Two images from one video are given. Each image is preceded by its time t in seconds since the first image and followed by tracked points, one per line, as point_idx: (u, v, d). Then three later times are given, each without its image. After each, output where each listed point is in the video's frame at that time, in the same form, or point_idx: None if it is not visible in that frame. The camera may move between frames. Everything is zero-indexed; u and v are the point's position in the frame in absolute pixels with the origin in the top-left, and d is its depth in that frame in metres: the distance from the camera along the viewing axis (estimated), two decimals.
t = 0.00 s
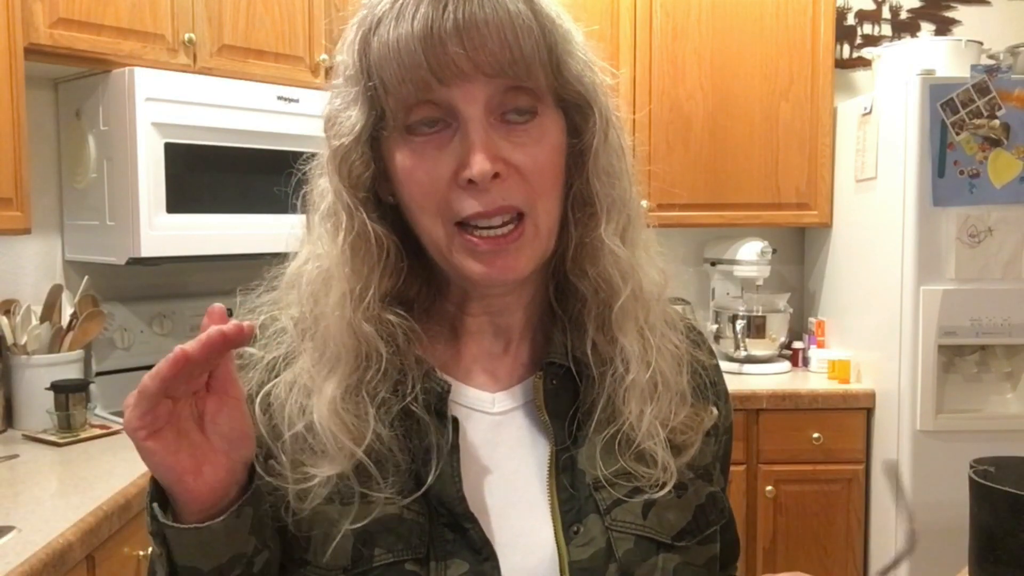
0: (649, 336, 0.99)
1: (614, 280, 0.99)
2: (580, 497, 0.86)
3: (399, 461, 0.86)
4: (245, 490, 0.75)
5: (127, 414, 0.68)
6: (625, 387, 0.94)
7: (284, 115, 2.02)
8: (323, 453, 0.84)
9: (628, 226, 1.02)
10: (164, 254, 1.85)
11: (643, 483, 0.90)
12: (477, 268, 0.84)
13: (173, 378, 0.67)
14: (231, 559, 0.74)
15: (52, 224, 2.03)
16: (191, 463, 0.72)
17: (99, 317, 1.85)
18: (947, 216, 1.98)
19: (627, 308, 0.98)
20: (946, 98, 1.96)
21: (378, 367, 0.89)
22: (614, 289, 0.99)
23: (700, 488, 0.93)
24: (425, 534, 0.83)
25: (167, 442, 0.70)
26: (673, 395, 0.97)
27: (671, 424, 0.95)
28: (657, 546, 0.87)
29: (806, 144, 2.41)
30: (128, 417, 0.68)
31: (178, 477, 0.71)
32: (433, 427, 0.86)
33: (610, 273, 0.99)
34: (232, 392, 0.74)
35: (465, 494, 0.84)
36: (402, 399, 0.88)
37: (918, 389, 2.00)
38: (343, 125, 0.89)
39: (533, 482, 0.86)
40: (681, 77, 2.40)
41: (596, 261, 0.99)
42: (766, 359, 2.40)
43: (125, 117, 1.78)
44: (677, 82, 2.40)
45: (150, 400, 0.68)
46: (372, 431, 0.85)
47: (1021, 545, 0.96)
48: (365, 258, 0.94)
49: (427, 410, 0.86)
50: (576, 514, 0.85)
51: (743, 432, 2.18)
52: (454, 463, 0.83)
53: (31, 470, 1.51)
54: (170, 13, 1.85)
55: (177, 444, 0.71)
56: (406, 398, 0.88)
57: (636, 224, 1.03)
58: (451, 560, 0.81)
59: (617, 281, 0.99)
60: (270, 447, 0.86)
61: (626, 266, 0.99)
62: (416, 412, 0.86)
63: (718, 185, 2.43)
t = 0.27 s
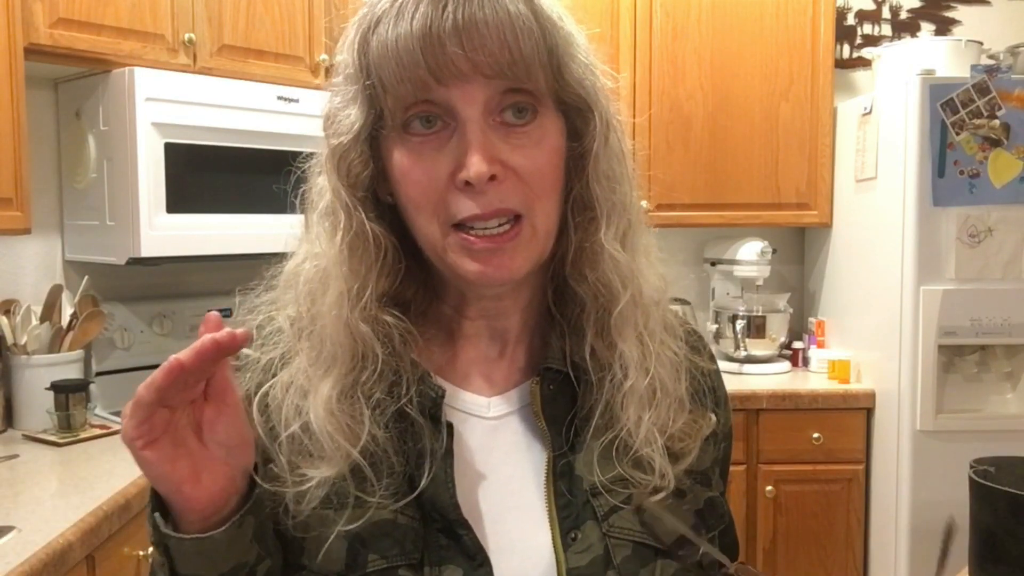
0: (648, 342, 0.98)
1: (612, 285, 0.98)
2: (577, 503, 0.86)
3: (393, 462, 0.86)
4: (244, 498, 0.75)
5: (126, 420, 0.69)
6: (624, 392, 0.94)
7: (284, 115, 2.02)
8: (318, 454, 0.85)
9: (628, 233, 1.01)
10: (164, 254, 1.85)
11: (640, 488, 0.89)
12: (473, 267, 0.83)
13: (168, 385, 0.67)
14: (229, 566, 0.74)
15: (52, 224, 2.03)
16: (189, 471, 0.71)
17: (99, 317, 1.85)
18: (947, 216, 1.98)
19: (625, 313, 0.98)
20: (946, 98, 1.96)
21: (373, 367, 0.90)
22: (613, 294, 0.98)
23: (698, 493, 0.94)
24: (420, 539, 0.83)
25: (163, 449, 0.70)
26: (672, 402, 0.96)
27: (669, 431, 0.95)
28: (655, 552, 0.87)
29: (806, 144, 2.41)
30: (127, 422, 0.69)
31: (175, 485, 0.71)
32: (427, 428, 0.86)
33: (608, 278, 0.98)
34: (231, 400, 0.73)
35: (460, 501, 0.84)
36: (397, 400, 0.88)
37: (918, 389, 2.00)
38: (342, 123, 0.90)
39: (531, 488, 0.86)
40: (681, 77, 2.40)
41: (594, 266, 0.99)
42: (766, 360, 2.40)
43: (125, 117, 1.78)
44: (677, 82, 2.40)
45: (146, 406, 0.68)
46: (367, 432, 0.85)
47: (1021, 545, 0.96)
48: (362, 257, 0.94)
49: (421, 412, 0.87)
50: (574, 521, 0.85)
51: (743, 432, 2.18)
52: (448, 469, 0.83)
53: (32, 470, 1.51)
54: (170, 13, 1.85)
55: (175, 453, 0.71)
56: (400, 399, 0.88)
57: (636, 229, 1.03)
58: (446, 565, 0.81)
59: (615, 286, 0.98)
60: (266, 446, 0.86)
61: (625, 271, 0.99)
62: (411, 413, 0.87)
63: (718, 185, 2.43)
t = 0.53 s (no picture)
0: (637, 340, 0.99)
1: (599, 283, 0.98)
2: (568, 502, 0.86)
3: (386, 454, 0.86)
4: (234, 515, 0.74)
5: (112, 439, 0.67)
6: (611, 390, 0.94)
7: (284, 115, 2.02)
8: (311, 446, 0.85)
9: (618, 231, 1.01)
10: (164, 254, 1.85)
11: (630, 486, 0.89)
12: (460, 259, 0.83)
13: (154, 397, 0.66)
14: None
15: (53, 224, 2.03)
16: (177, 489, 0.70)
17: (99, 317, 1.85)
18: (947, 216, 1.98)
19: (610, 311, 0.98)
20: (946, 98, 1.96)
21: (364, 359, 0.90)
22: (600, 292, 0.98)
23: (689, 492, 0.94)
24: (411, 537, 0.82)
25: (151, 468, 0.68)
26: (661, 401, 0.96)
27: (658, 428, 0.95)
28: (647, 551, 0.87)
29: (806, 144, 2.41)
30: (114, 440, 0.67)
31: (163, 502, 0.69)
32: (419, 420, 0.86)
33: (596, 276, 0.98)
34: (224, 415, 0.71)
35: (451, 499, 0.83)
36: (389, 392, 0.88)
37: (918, 389, 2.00)
38: (331, 115, 0.90)
39: (521, 485, 0.86)
40: (680, 77, 2.40)
41: (581, 262, 0.99)
42: (766, 359, 2.40)
43: (125, 117, 1.78)
44: (677, 81, 2.40)
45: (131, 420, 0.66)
46: (360, 423, 0.86)
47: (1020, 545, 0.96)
48: (352, 249, 0.94)
49: (413, 404, 0.87)
50: (566, 519, 0.85)
51: (743, 432, 2.18)
52: (440, 466, 0.83)
53: (32, 470, 1.51)
54: (170, 13, 1.85)
55: (162, 468, 0.69)
56: (392, 390, 0.88)
57: (625, 225, 1.02)
58: (438, 563, 0.81)
59: (602, 283, 0.99)
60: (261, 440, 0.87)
61: (613, 267, 0.99)
62: (403, 405, 0.87)
63: (717, 185, 2.43)
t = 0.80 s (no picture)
0: (640, 343, 0.99)
1: (602, 285, 0.98)
2: (573, 502, 0.86)
3: (395, 453, 0.86)
4: None
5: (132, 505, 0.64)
6: (615, 393, 0.94)
7: (284, 115, 2.02)
8: (322, 447, 0.85)
9: (624, 239, 1.01)
10: (164, 254, 1.85)
11: (633, 487, 0.89)
12: (461, 265, 0.83)
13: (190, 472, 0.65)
14: None
15: (52, 224, 2.03)
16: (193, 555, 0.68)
17: (99, 317, 1.85)
18: (947, 216, 1.98)
19: (614, 314, 0.98)
20: (946, 98, 1.96)
21: (372, 360, 0.90)
22: (603, 295, 0.98)
23: (692, 491, 0.94)
24: (416, 537, 0.82)
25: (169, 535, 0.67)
26: (664, 403, 0.96)
27: (661, 431, 0.95)
28: (651, 551, 0.87)
29: (806, 144, 2.41)
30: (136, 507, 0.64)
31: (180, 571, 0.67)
32: (426, 421, 0.86)
33: (598, 279, 0.98)
34: (254, 491, 0.70)
35: (456, 499, 0.83)
36: (396, 392, 0.88)
37: (918, 389, 2.00)
38: (336, 120, 0.90)
39: (526, 485, 0.86)
40: (681, 77, 2.40)
41: (584, 266, 0.98)
42: (766, 360, 2.40)
43: (125, 117, 1.78)
44: (677, 82, 2.40)
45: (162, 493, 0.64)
46: (368, 424, 0.86)
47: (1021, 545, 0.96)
48: (357, 251, 0.94)
49: (420, 404, 0.87)
50: (571, 519, 0.85)
51: (743, 432, 2.18)
52: (446, 466, 0.83)
53: (32, 470, 1.51)
54: (170, 13, 1.85)
55: (179, 544, 0.67)
56: (399, 391, 0.88)
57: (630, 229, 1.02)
58: (443, 564, 0.81)
59: (606, 287, 0.98)
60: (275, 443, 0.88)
61: (616, 273, 0.99)
62: (410, 405, 0.87)
63: (718, 185, 2.43)
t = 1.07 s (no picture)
0: (641, 343, 0.99)
1: (602, 285, 0.98)
2: (576, 502, 0.86)
3: (395, 449, 0.86)
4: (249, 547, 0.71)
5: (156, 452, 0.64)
6: (615, 394, 0.94)
7: (284, 115, 2.02)
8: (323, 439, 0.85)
9: (626, 235, 1.01)
10: (164, 254, 1.85)
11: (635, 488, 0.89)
12: (462, 262, 0.84)
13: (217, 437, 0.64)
14: None
15: (52, 224, 2.03)
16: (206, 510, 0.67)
17: (99, 317, 1.85)
18: (947, 216, 1.98)
19: (615, 316, 0.98)
20: (946, 98, 1.96)
21: (374, 355, 0.90)
22: (603, 294, 0.98)
23: (695, 493, 0.94)
24: (417, 536, 0.82)
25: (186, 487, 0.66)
26: (667, 406, 0.96)
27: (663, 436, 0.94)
28: (654, 552, 0.87)
29: (806, 144, 2.41)
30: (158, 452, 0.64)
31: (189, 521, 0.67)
32: (428, 417, 0.86)
33: (600, 280, 0.98)
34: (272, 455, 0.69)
35: (458, 499, 0.83)
36: (398, 387, 0.89)
37: (918, 389, 2.00)
38: (342, 113, 0.91)
39: (530, 486, 0.86)
40: (681, 77, 2.40)
41: (585, 265, 0.98)
42: (766, 359, 2.40)
43: (125, 117, 1.78)
44: (677, 81, 2.40)
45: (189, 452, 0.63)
46: (369, 418, 0.86)
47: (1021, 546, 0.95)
48: (361, 244, 0.94)
49: (422, 400, 0.87)
50: (574, 520, 0.85)
51: (743, 432, 2.18)
52: (448, 465, 0.83)
53: (32, 470, 1.51)
54: (170, 13, 1.85)
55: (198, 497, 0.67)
56: (401, 386, 0.88)
57: (633, 230, 1.02)
58: (444, 562, 0.81)
59: (609, 285, 0.98)
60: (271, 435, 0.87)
61: (619, 273, 0.99)
62: (411, 400, 0.87)
63: (718, 185, 2.43)
